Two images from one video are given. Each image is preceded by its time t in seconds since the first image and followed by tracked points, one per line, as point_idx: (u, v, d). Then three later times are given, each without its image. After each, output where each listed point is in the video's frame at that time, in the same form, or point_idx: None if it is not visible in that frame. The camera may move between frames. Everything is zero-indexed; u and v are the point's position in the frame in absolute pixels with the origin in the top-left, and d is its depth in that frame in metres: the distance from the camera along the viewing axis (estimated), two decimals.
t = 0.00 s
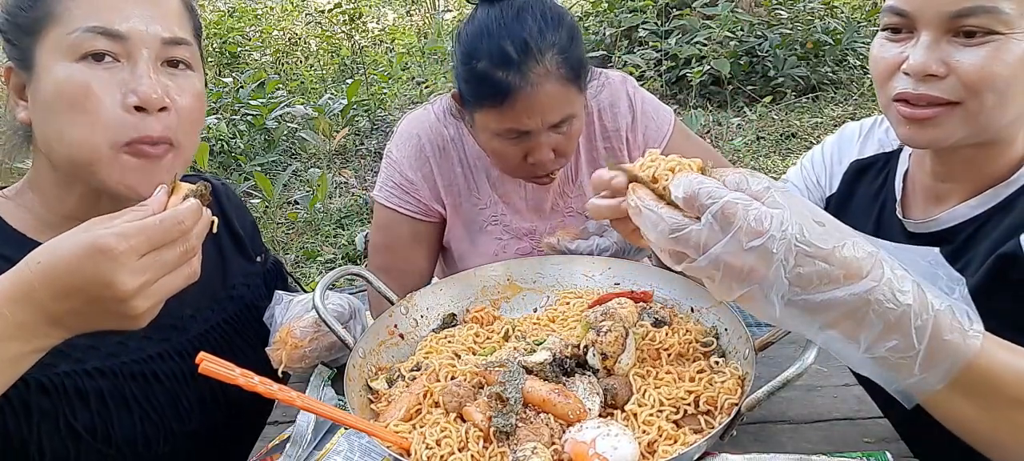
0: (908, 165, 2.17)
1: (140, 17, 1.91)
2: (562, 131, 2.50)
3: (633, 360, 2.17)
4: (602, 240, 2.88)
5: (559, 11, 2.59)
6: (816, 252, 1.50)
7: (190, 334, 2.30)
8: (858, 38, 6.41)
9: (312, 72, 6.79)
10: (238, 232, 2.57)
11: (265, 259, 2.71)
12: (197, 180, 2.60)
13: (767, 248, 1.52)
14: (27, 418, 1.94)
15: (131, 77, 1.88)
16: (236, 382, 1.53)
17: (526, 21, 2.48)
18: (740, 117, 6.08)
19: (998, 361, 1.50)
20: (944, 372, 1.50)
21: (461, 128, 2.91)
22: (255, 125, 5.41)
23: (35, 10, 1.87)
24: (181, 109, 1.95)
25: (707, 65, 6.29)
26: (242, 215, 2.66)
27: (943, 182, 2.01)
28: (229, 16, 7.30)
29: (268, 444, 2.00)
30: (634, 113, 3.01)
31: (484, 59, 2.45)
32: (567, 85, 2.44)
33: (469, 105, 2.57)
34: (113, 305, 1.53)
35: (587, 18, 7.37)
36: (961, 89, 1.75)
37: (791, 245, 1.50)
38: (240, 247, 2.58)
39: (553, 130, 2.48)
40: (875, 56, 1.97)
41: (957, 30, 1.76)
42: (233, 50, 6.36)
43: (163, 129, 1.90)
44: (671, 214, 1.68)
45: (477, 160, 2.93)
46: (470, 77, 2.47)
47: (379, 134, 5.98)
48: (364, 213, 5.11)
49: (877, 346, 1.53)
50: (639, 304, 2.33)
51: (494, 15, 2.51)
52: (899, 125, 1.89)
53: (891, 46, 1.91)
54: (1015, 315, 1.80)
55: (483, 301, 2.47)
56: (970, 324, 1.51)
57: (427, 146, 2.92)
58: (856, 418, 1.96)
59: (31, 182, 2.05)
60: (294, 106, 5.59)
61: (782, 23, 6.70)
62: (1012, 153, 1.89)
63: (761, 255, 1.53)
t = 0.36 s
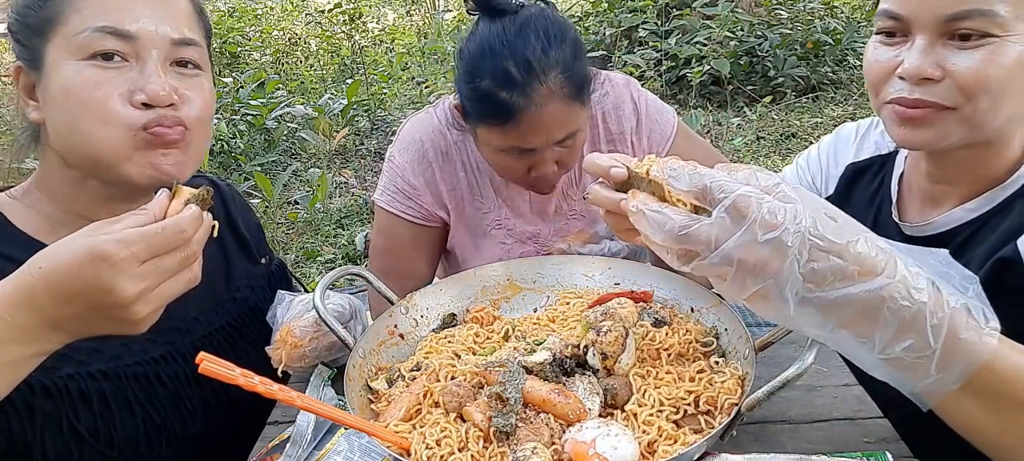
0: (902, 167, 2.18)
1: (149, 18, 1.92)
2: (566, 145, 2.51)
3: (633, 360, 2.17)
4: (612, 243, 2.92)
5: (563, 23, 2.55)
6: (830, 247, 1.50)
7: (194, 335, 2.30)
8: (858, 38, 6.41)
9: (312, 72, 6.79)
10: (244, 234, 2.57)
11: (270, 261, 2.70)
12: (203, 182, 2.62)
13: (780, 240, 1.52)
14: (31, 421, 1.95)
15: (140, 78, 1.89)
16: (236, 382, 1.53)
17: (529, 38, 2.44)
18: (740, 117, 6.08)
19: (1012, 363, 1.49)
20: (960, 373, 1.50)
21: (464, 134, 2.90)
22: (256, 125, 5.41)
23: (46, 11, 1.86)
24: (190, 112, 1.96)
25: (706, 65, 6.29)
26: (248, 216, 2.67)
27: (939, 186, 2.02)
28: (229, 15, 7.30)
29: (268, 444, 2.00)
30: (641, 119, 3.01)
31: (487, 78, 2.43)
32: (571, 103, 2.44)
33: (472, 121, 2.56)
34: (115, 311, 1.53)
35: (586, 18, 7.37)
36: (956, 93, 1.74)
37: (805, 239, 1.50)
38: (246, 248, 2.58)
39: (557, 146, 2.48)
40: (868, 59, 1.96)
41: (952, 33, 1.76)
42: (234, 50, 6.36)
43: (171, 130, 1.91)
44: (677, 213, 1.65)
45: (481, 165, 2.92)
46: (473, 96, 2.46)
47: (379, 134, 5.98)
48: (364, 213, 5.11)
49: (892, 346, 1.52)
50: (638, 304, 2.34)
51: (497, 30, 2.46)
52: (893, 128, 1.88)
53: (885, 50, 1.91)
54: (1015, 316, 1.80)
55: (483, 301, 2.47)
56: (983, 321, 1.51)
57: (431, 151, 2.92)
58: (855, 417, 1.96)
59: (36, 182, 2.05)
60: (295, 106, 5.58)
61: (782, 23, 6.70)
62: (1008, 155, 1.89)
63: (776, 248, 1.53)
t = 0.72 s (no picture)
0: (887, 173, 2.20)
1: (163, 23, 1.91)
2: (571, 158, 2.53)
3: (633, 360, 2.16)
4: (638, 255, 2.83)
5: (571, 37, 2.53)
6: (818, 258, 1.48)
7: (196, 336, 2.29)
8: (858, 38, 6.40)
9: (312, 72, 6.79)
10: (251, 236, 2.58)
11: (276, 262, 2.70)
12: (212, 184, 2.61)
13: (769, 252, 1.49)
14: (34, 421, 1.93)
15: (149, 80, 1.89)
16: (236, 382, 1.53)
17: (539, 52, 2.43)
18: (740, 117, 6.08)
19: (1000, 370, 1.48)
20: (951, 382, 1.48)
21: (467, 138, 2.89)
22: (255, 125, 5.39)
23: (59, 13, 1.86)
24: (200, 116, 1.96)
25: (707, 65, 6.29)
26: (255, 219, 2.67)
27: (921, 192, 2.06)
28: (229, 15, 7.29)
29: (268, 444, 2.00)
30: (647, 127, 3.01)
31: (495, 93, 2.43)
32: (578, 118, 2.44)
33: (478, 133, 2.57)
34: (93, 320, 1.53)
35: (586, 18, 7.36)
36: (936, 99, 1.76)
37: (794, 250, 1.48)
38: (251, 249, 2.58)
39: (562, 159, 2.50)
40: (844, 66, 1.96)
41: (927, 39, 1.76)
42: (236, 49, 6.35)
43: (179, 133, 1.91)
44: (666, 222, 1.65)
45: (483, 169, 2.91)
46: (480, 110, 2.46)
47: (379, 134, 5.98)
48: (364, 213, 5.11)
49: (881, 354, 1.50)
50: (638, 304, 2.34)
51: (506, 44, 2.45)
52: (876, 138, 1.89)
53: (862, 58, 1.90)
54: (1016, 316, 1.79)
55: (483, 301, 2.47)
56: (972, 330, 1.50)
57: (432, 155, 2.91)
58: (855, 418, 1.96)
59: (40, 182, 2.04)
60: (295, 106, 5.58)
61: (782, 23, 6.70)
62: (989, 160, 1.93)
63: (764, 260, 1.50)
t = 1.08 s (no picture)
0: (877, 178, 2.21)
1: (175, 26, 1.91)
2: (565, 126, 2.45)
3: (633, 360, 2.16)
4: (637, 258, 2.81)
5: (562, 6, 2.56)
6: (805, 260, 1.48)
7: (198, 336, 2.29)
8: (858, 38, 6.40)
9: (313, 73, 6.79)
10: (256, 234, 2.58)
11: (282, 263, 2.68)
12: (218, 185, 2.61)
13: (754, 255, 1.50)
14: (38, 421, 1.93)
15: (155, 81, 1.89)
16: (236, 382, 1.53)
17: (528, 14, 2.45)
18: (740, 117, 6.08)
19: (991, 375, 1.48)
20: (941, 385, 1.48)
21: (465, 130, 2.90)
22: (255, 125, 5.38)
23: (71, 15, 1.86)
24: (209, 118, 1.96)
25: (707, 65, 6.29)
26: (262, 220, 2.66)
27: (913, 196, 2.06)
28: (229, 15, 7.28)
29: (268, 444, 2.00)
30: (645, 128, 3.01)
31: (486, 52, 2.40)
32: (572, 80, 2.39)
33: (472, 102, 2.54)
34: (71, 313, 1.51)
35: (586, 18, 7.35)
36: (924, 97, 1.74)
37: (779, 253, 1.48)
38: (257, 249, 2.58)
39: (556, 125, 2.42)
40: (833, 68, 1.95)
41: (916, 38, 1.74)
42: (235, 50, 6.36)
43: (188, 136, 1.92)
44: (657, 226, 1.61)
45: (481, 161, 2.91)
46: (472, 71, 2.43)
47: (379, 134, 5.98)
48: (364, 213, 5.11)
49: (870, 357, 1.51)
50: (638, 304, 2.34)
51: (496, 9, 2.47)
52: (869, 145, 1.87)
53: (849, 59, 1.89)
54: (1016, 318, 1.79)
55: (483, 301, 2.47)
56: (962, 332, 1.50)
57: (431, 147, 2.91)
58: (856, 418, 1.96)
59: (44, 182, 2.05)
60: (295, 106, 5.57)
61: (782, 23, 6.69)
62: (979, 165, 1.93)
63: (747, 262, 1.50)
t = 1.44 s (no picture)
0: (870, 181, 2.21)
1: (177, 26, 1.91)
2: (532, 54, 2.53)
3: (633, 360, 2.16)
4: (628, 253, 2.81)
5: None
6: (861, 268, 1.38)
7: (200, 337, 2.29)
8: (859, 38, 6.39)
9: (313, 73, 6.79)
10: (258, 234, 2.58)
11: (284, 264, 2.70)
12: (224, 185, 2.62)
13: (807, 261, 1.41)
14: (44, 421, 1.93)
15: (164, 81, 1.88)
16: (236, 382, 1.53)
17: None
18: (740, 117, 6.08)
19: None
20: (991, 404, 1.39)
21: (455, 118, 2.96)
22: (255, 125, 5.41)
23: (89, 20, 1.84)
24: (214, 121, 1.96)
25: (706, 65, 6.30)
26: (266, 222, 2.66)
27: (906, 201, 2.04)
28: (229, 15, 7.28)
29: (268, 445, 1.99)
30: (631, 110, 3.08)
31: None
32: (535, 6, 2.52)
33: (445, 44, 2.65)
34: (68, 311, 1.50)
35: (586, 18, 7.33)
36: (922, 100, 1.71)
37: (835, 259, 1.38)
38: (260, 251, 2.58)
39: (521, 49, 2.51)
40: (821, 77, 1.92)
41: (908, 41, 1.72)
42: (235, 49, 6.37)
43: (203, 147, 1.94)
44: (697, 234, 1.55)
45: (471, 147, 2.93)
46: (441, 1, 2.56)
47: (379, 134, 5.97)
48: (364, 213, 5.11)
49: (923, 375, 1.40)
50: (638, 304, 2.35)
51: None
52: (859, 147, 1.84)
53: (838, 68, 1.86)
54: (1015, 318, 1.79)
55: (483, 301, 2.46)
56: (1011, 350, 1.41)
57: (422, 134, 2.94)
58: (855, 418, 1.95)
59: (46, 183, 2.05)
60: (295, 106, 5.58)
61: (782, 23, 6.69)
62: (969, 171, 1.90)
63: (802, 270, 1.42)
